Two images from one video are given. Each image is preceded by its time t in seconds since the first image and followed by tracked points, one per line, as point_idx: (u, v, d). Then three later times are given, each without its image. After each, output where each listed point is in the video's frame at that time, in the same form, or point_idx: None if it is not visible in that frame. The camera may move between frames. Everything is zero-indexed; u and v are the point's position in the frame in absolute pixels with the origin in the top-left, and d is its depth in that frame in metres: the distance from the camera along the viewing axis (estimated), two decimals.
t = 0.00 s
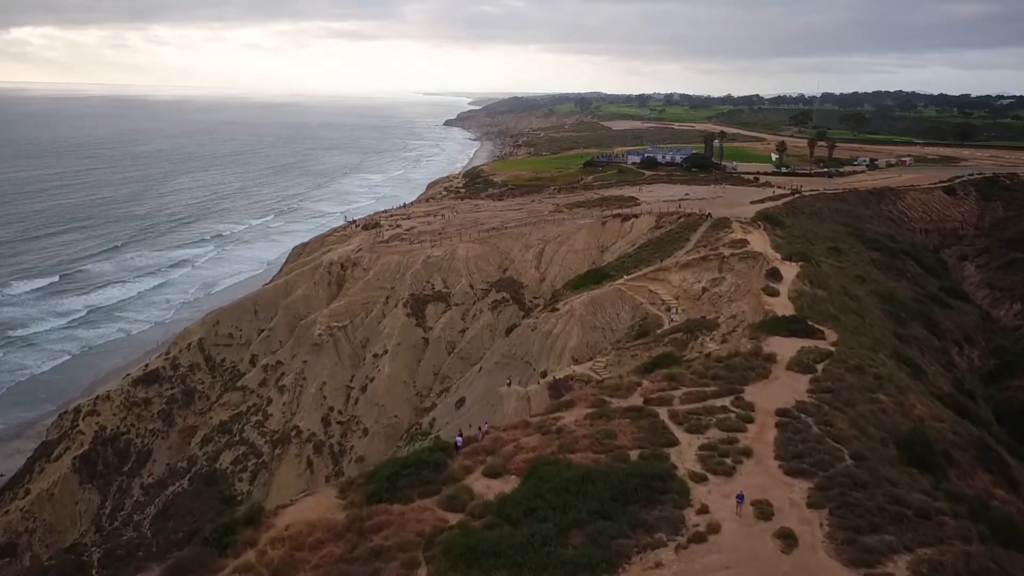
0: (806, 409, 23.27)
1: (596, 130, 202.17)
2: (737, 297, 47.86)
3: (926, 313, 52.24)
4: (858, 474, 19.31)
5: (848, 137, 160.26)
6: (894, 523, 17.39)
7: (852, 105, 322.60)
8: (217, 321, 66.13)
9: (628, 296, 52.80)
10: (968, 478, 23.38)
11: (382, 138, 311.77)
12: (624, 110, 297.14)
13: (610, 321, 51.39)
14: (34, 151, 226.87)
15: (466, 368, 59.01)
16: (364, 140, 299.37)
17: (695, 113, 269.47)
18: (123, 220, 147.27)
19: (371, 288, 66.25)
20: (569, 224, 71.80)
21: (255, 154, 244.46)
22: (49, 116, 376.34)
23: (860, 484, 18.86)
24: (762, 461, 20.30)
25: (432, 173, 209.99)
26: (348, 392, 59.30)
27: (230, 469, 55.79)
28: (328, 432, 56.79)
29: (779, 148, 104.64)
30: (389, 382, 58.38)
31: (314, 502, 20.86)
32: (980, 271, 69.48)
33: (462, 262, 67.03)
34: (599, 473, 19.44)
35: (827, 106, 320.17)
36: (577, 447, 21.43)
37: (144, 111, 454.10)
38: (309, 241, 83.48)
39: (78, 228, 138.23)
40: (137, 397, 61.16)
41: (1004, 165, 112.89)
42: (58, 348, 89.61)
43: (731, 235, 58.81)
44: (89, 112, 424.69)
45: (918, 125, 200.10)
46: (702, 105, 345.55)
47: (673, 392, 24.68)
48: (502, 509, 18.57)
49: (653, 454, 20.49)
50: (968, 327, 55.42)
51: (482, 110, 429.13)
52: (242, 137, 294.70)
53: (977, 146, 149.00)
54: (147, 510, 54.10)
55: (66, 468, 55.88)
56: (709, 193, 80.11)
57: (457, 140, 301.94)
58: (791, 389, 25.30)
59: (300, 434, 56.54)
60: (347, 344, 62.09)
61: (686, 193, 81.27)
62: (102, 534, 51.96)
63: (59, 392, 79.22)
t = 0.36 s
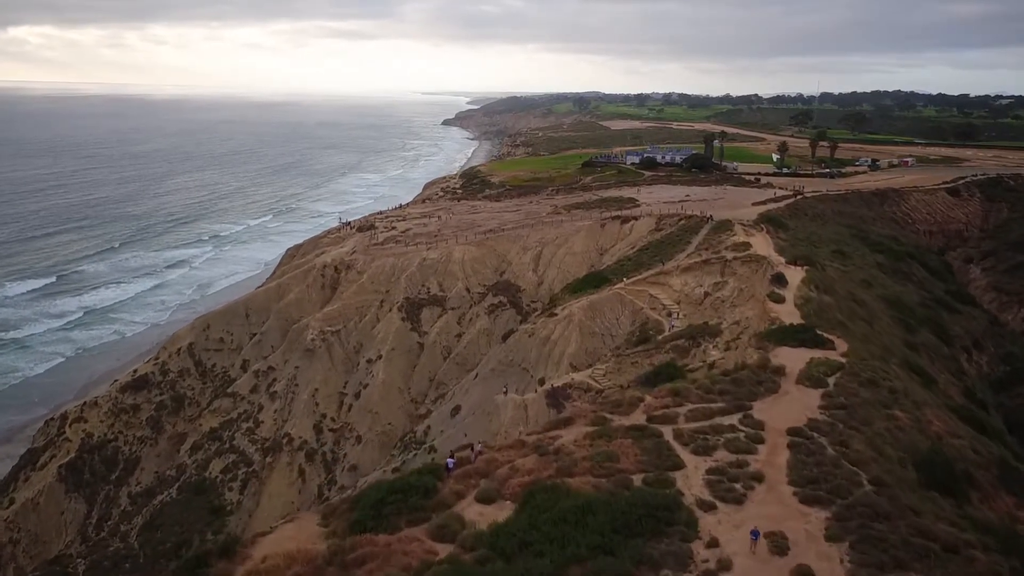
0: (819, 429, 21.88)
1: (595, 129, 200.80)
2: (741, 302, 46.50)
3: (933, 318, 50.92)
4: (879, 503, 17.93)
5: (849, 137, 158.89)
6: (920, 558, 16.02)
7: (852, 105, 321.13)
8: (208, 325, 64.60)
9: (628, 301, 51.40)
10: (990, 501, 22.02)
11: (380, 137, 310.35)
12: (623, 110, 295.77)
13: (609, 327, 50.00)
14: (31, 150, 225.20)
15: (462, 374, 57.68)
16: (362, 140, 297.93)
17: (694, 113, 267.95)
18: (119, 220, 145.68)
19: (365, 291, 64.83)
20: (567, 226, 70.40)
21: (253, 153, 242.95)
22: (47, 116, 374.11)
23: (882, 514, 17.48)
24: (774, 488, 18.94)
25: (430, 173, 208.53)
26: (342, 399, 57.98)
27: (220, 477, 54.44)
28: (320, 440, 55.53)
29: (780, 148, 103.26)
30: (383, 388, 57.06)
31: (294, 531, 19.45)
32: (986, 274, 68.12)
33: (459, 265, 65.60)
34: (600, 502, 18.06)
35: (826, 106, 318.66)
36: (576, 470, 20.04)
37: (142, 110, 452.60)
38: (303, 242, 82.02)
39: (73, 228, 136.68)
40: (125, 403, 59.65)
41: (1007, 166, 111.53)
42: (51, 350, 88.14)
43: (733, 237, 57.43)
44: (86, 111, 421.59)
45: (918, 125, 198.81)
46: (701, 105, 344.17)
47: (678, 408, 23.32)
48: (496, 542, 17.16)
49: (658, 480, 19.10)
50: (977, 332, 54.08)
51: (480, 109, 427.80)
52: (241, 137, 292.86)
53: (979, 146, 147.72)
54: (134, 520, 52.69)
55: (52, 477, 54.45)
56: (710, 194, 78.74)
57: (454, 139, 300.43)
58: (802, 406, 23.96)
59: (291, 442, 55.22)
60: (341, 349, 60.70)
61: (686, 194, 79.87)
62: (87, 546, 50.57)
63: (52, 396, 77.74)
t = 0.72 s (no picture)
0: (831, 450, 20.58)
1: (590, 129, 199.39)
2: (741, 307, 45.18)
3: (938, 323, 49.67)
4: (900, 535, 16.64)
5: (846, 138, 157.77)
6: None
7: (848, 105, 320.11)
8: (194, 330, 63.11)
9: (625, 306, 50.07)
10: (1011, 526, 20.77)
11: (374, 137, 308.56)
12: (619, 110, 294.56)
13: (606, 334, 48.71)
14: (23, 151, 223.08)
15: (455, 381, 56.39)
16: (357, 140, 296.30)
17: (689, 113, 266.78)
18: (111, 221, 143.88)
19: (356, 295, 63.44)
20: (563, 228, 69.04)
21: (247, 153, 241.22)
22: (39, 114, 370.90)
23: (903, 548, 16.19)
24: (785, 517, 17.61)
25: (425, 173, 207.08)
26: (331, 406, 56.66)
27: (206, 487, 53.01)
28: (309, 449, 54.34)
29: (778, 148, 102.09)
30: (374, 395, 55.75)
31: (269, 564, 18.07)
32: (989, 277, 66.95)
33: (451, 269, 64.23)
34: (597, 534, 16.74)
35: (822, 106, 317.46)
36: (572, 496, 18.69)
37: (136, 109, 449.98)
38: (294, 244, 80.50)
39: (63, 229, 134.91)
40: (110, 411, 58.16)
41: (1006, 166, 110.42)
42: (40, 353, 86.57)
43: (733, 240, 56.11)
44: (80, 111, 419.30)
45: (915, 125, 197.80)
46: (695, 104, 342.72)
47: (680, 427, 21.97)
48: None
49: (661, 509, 17.77)
50: (981, 337, 52.84)
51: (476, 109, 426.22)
52: (236, 137, 290.83)
53: (976, 146, 146.78)
54: (117, 532, 51.22)
55: (33, 487, 53.08)
56: (708, 196, 77.45)
57: (450, 139, 298.87)
58: (811, 423, 22.64)
59: (279, 450, 53.93)
60: (331, 355, 59.34)
61: (684, 195, 78.62)
62: (69, 559, 49.10)
63: (41, 400, 76.20)
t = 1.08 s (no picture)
0: (840, 474, 19.26)
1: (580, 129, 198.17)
2: (735, 312, 43.92)
3: (936, 328, 48.55)
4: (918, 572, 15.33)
5: (837, 137, 156.98)
6: None
7: (838, 104, 320.07)
8: (174, 336, 61.47)
9: (616, 311, 48.74)
10: None
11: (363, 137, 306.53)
12: (609, 109, 293.53)
13: (597, 340, 47.39)
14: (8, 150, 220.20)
15: (442, 388, 55.06)
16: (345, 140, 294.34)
17: (679, 112, 265.96)
18: (97, 221, 141.68)
19: (341, 300, 61.93)
20: (552, 230, 67.66)
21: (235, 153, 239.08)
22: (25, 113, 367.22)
23: None
24: (793, 551, 16.27)
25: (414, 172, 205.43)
26: (315, 414, 55.27)
27: (185, 498, 51.44)
28: (292, 458, 52.96)
29: (770, 149, 101.01)
30: (359, 403, 54.37)
31: None
32: (985, 280, 65.92)
33: (439, 272, 62.77)
34: (590, 572, 15.34)
35: (811, 106, 317.34)
36: (564, 527, 17.30)
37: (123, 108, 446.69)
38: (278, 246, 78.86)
39: (47, 230, 132.74)
40: (86, 419, 56.46)
41: (998, 167, 109.70)
42: (23, 356, 84.71)
43: (726, 243, 54.85)
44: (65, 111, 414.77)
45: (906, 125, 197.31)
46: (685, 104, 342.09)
47: (679, 447, 20.61)
48: None
49: (659, 543, 16.40)
50: (980, 342, 51.74)
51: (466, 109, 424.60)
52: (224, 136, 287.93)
53: (967, 146, 146.27)
54: (93, 545, 49.60)
55: (7, 499, 51.73)
56: (700, 197, 76.28)
57: (439, 139, 297.17)
58: (817, 442, 21.29)
59: (261, 460, 52.49)
60: (315, 362, 57.86)
61: (675, 196, 77.40)
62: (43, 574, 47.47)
63: (23, 405, 74.40)
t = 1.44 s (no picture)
0: (843, 500, 17.97)
1: (564, 128, 197.05)
2: (723, 318, 42.72)
3: (928, 332, 47.57)
4: None
5: (821, 137, 156.61)
6: None
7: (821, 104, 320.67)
8: (146, 343, 59.62)
9: (602, 316, 47.46)
10: None
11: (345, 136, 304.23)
12: (593, 109, 292.72)
13: (582, 346, 46.15)
14: None
15: (423, 395, 53.66)
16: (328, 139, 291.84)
17: (663, 112, 265.80)
18: (75, 222, 139.09)
19: (319, 304, 60.32)
20: (536, 232, 66.33)
21: (216, 153, 236.28)
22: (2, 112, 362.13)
23: None
24: None
25: (397, 172, 203.54)
26: (292, 423, 53.76)
27: (157, 511, 49.73)
28: (268, 468, 51.43)
29: (755, 149, 100.10)
30: (337, 411, 52.92)
31: None
32: (974, 282, 65.17)
33: (420, 275, 61.28)
34: None
35: (794, 106, 317.84)
36: (548, 562, 15.92)
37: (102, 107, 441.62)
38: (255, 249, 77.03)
39: (22, 231, 129.99)
40: (54, 429, 54.53)
41: (982, 167, 109.47)
42: None
43: (713, 246, 53.69)
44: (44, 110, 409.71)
45: (889, 125, 197.53)
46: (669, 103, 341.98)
47: (670, 470, 19.25)
48: None
49: None
50: (971, 345, 50.83)
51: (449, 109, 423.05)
52: (205, 136, 284.91)
53: (950, 146, 146.19)
54: (60, 560, 47.77)
55: None
56: (685, 198, 75.15)
57: (423, 138, 295.13)
58: (817, 463, 20.00)
59: (236, 471, 50.90)
60: (292, 369, 56.27)
61: (661, 198, 76.25)
62: None
63: None
